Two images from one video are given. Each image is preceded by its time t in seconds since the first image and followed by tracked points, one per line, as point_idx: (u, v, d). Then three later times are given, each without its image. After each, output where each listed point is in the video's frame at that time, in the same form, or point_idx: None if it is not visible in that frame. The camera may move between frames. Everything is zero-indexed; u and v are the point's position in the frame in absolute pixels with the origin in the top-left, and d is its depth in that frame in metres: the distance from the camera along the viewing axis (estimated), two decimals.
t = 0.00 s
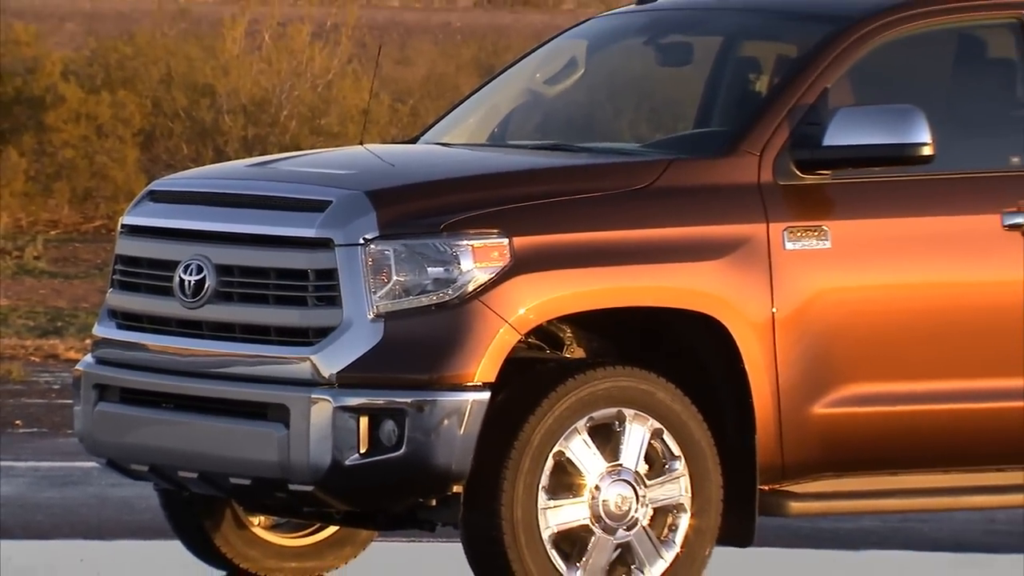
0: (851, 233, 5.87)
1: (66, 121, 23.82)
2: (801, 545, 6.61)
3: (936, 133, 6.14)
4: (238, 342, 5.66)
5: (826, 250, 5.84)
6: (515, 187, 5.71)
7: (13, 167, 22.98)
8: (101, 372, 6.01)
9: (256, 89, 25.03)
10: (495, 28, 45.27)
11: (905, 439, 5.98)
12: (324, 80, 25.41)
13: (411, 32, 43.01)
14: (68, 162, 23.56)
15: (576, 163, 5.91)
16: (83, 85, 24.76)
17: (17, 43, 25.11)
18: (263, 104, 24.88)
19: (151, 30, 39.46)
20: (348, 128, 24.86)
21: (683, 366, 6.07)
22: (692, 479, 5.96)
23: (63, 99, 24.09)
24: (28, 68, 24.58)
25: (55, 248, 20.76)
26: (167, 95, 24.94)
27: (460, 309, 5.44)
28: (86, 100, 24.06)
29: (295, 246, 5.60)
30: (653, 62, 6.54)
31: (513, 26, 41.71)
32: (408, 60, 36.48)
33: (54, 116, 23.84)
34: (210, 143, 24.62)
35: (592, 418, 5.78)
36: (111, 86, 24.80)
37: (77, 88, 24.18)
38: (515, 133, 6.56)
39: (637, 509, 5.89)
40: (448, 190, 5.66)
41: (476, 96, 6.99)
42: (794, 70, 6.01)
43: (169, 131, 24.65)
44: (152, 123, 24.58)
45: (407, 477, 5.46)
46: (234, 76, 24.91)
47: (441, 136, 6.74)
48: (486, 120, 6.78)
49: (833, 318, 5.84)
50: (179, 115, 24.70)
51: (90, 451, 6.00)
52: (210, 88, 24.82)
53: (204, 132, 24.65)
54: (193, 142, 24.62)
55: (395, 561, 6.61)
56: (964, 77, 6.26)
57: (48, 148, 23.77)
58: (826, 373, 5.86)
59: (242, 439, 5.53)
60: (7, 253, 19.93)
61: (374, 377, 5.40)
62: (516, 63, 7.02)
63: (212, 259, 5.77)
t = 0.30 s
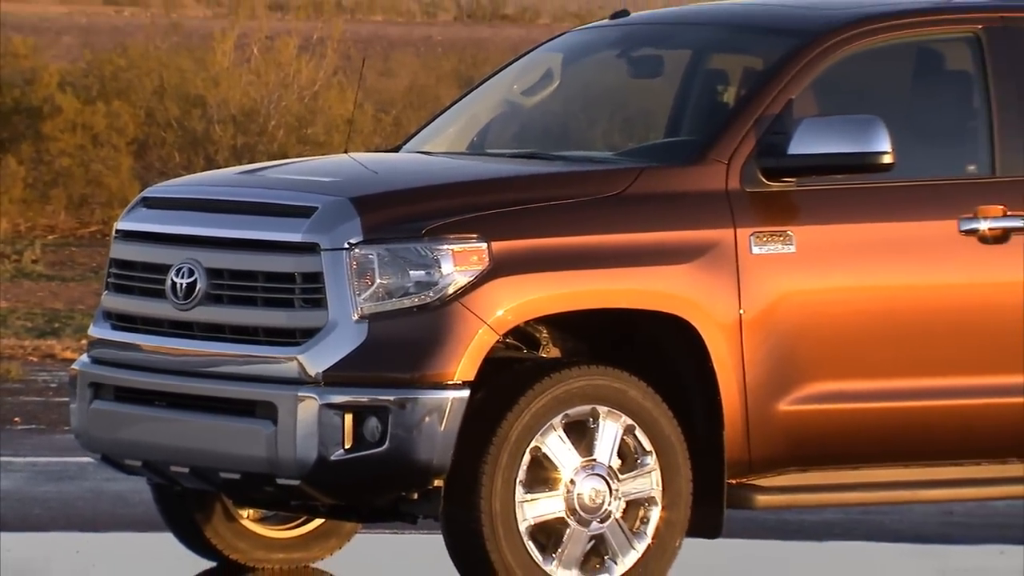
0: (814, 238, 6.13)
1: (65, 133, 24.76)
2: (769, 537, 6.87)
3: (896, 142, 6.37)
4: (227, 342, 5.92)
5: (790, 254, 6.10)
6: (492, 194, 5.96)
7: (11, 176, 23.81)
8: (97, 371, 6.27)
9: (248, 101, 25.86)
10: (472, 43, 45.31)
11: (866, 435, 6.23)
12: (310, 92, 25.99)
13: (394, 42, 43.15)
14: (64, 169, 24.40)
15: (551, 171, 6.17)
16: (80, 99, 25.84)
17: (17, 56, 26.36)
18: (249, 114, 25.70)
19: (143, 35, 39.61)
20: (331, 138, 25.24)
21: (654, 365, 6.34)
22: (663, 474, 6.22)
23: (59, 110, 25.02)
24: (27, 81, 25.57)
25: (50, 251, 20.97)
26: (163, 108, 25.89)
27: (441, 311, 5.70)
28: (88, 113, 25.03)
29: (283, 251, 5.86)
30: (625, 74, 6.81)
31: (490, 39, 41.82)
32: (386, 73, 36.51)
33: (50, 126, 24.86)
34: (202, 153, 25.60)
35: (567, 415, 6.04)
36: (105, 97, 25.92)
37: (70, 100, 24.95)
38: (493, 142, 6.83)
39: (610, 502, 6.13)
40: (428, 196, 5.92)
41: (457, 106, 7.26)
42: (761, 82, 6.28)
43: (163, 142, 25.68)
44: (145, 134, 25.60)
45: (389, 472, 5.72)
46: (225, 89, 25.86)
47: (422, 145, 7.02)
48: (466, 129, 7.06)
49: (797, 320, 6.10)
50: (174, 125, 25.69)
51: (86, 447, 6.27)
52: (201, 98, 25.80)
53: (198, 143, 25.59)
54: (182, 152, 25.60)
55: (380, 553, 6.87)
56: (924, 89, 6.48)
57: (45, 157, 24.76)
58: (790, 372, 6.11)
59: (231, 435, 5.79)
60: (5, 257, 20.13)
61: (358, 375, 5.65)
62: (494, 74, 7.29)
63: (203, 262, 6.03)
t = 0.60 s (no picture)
0: (783, 241, 6.37)
1: (65, 139, 23.50)
2: (741, 528, 7.12)
3: (861, 150, 6.61)
4: (219, 341, 6.17)
5: (761, 257, 6.34)
6: (474, 199, 6.19)
7: (11, 182, 22.60)
8: (93, 370, 6.53)
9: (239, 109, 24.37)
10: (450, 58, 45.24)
11: (835, 432, 6.47)
12: (301, 101, 24.62)
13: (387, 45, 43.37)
14: (61, 177, 23.10)
15: (531, 177, 6.41)
16: (75, 107, 24.53)
17: (16, 68, 25.24)
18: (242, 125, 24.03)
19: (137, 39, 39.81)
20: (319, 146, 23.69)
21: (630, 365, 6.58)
22: (638, 468, 6.43)
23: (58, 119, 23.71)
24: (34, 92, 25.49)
25: (51, 254, 21.16)
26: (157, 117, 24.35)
27: (425, 312, 5.95)
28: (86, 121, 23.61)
29: (273, 254, 6.11)
30: (602, 83, 7.05)
31: (476, 49, 41.98)
32: (368, 87, 36.53)
33: (49, 134, 23.45)
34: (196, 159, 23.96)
35: (547, 412, 6.26)
36: (102, 107, 24.41)
37: (71, 109, 23.85)
38: (475, 150, 7.08)
39: (588, 495, 6.36)
40: (413, 202, 6.16)
41: (439, 116, 7.52)
42: (731, 92, 6.52)
43: (158, 148, 24.00)
44: (140, 142, 24.00)
45: (375, 467, 5.97)
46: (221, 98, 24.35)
47: (407, 153, 7.27)
48: (449, 138, 7.31)
49: (767, 320, 6.34)
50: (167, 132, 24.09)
51: (83, 443, 6.53)
52: (195, 108, 24.28)
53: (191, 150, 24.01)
54: (179, 161, 23.96)
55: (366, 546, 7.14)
56: (887, 99, 6.74)
57: (46, 167, 23.31)
58: (761, 371, 6.35)
59: (223, 432, 6.04)
60: (7, 260, 20.32)
61: (345, 374, 5.90)
62: (477, 84, 7.55)
63: (197, 265, 6.28)
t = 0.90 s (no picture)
0: (753, 245, 6.64)
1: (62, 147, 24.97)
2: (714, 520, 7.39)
3: (826, 156, 6.88)
4: (212, 340, 6.44)
5: (731, 259, 6.61)
6: (456, 204, 6.45)
7: (11, 188, 24.01)
8: (91, 368, 6.80)
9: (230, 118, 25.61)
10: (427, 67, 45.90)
11: (802, 426, 6.75)
12: (289, 110, 25.66)
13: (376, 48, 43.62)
14: (59, 182, 24.51)
15: (511, 182, 6.68)
16: (74, 116, 26.27)
17: (17, 77, 26.90)
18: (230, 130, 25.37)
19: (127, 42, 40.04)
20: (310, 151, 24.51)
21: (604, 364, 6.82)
22: (614, 461, 6.67)
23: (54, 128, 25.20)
24: (29, 99, 25.99)
25: (48, 255, 21.39)
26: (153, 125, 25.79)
27: (409, 312, 6.22)
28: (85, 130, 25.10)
29: (264, 257, 6.38)
30: (579, 92, 7.33)
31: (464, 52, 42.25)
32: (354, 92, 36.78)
33: (49, 142, 24.93)
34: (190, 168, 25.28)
35: (526, 408, 6.49)
36: (100, 116, 26.13)
37: (70, 121, 25.30)
38: (458, 156, 7.36)
39: (566, 488, 6.60)
40: (398, 206, 6.41)
41: (423, 124, 7.80)
42: (703, 101, 6.80)
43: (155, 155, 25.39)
44: (136, 149, 25.37)
45: (361, 461, 6.23)
46: (211, 108, 25.63)
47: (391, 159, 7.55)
48: (432, 145, 7.59)
49: (737, 320, 6.61)
50: (162, 141, 25.44)
51: (81, 438, 6.80)
52: (188, 116, 25.68)
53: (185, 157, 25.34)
54: (172, 166, 25.27)
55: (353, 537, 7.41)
56: (853, 108, 7.02)
57: (44, 172, 24.76)
58: (731, 368, 6.62)
59: (215, 427, 6.31)
60: (7, 262, 20.56)
61: (333, 371, 6.17)
62: (458, 93, 7.82)
63: (190, 268, 6.55)
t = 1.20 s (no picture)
0: (725, 248, 6.93)
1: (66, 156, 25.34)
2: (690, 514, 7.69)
3: (795, 164, 7.17)
4: (207, 340, 6.72)
5: (704, 262, 6.89)
6: (440, 209, 6.73)
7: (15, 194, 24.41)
8: (90, 366, 7.09)
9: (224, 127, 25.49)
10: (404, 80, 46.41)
11: (772, 422, 7.04)
12: (282, 118, 25.47)
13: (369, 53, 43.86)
14: (59, 187, 24.79)
15: (493, 189, 6.96)
16: (74, 124, 26.44)
17: (21, 89, 27.35)
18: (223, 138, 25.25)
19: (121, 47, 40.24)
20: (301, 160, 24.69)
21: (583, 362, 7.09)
22: (592, 456, 6.93)
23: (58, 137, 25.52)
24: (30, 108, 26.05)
25: (50, 259, 21.63)
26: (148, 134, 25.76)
27: (396, 312, 6.50)
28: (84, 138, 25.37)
29: (257, 260, 6.66)
30: (559, 102, 7.62)
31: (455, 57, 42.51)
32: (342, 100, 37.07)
33: (50, 148, 25.27)
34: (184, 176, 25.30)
35: (508, 404, 6.76)
36: (99, 125, 26.21)
37: (71, 129, 25.63)
38: (442, 163, 7.65)
39: (546, 482, 6.86)
40: (385, 212, 6.70)
41: (409, 134, 8.10)
42: (677, 111, 7.09)
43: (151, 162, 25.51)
44: (134, 156, 25.55)
45: (350, 456, 6.51)
46: (207, 115, 25.59)
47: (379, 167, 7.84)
48: (418, 153, 7.88)
49: (710, 321, 6.90)
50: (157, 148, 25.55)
51: (81, 434, 7.09)
52: (183, 125, 25.70)
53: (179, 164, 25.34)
54: (167, 173, 25.36)
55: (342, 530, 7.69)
56: (820, 118, 7.32)
57: (45, 177, 25.10)
58: (705, 367, 6.91)
59: (210, 423, 6.59)
60: (10, 265, 20.81)
61: (323, 370, 6.46)
62: (443, 104, 8.12)
63: (185, 271, 6.84)
